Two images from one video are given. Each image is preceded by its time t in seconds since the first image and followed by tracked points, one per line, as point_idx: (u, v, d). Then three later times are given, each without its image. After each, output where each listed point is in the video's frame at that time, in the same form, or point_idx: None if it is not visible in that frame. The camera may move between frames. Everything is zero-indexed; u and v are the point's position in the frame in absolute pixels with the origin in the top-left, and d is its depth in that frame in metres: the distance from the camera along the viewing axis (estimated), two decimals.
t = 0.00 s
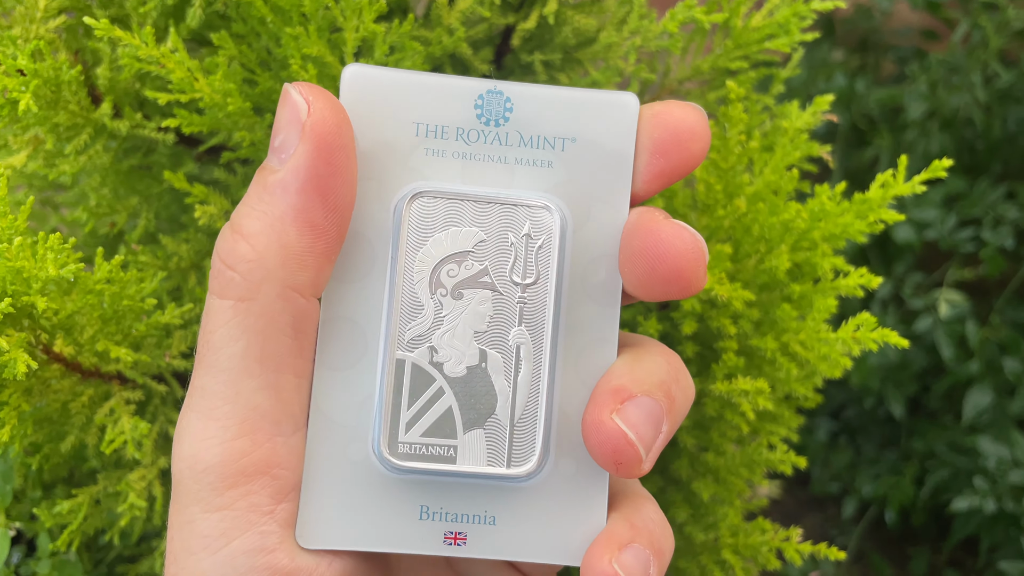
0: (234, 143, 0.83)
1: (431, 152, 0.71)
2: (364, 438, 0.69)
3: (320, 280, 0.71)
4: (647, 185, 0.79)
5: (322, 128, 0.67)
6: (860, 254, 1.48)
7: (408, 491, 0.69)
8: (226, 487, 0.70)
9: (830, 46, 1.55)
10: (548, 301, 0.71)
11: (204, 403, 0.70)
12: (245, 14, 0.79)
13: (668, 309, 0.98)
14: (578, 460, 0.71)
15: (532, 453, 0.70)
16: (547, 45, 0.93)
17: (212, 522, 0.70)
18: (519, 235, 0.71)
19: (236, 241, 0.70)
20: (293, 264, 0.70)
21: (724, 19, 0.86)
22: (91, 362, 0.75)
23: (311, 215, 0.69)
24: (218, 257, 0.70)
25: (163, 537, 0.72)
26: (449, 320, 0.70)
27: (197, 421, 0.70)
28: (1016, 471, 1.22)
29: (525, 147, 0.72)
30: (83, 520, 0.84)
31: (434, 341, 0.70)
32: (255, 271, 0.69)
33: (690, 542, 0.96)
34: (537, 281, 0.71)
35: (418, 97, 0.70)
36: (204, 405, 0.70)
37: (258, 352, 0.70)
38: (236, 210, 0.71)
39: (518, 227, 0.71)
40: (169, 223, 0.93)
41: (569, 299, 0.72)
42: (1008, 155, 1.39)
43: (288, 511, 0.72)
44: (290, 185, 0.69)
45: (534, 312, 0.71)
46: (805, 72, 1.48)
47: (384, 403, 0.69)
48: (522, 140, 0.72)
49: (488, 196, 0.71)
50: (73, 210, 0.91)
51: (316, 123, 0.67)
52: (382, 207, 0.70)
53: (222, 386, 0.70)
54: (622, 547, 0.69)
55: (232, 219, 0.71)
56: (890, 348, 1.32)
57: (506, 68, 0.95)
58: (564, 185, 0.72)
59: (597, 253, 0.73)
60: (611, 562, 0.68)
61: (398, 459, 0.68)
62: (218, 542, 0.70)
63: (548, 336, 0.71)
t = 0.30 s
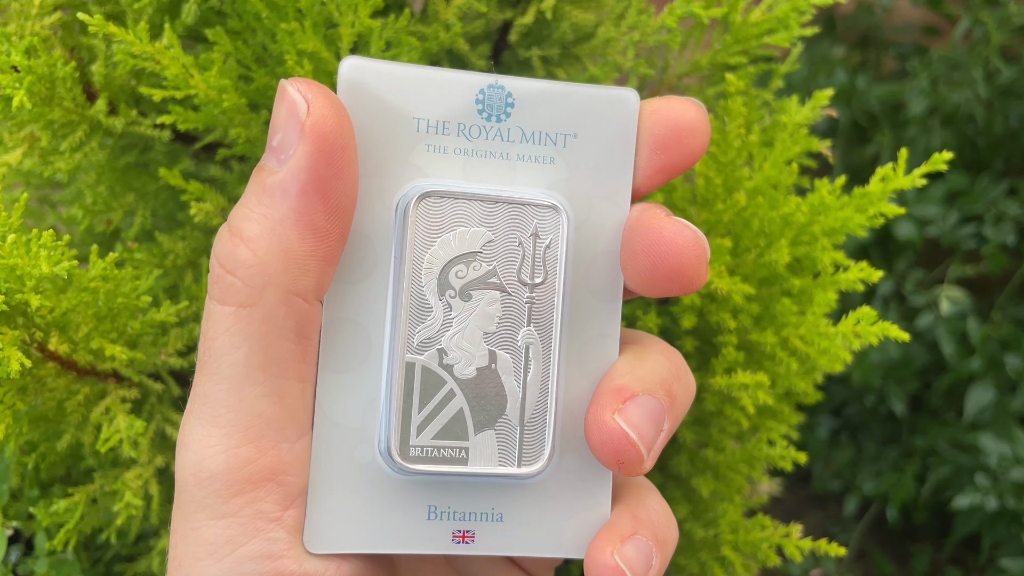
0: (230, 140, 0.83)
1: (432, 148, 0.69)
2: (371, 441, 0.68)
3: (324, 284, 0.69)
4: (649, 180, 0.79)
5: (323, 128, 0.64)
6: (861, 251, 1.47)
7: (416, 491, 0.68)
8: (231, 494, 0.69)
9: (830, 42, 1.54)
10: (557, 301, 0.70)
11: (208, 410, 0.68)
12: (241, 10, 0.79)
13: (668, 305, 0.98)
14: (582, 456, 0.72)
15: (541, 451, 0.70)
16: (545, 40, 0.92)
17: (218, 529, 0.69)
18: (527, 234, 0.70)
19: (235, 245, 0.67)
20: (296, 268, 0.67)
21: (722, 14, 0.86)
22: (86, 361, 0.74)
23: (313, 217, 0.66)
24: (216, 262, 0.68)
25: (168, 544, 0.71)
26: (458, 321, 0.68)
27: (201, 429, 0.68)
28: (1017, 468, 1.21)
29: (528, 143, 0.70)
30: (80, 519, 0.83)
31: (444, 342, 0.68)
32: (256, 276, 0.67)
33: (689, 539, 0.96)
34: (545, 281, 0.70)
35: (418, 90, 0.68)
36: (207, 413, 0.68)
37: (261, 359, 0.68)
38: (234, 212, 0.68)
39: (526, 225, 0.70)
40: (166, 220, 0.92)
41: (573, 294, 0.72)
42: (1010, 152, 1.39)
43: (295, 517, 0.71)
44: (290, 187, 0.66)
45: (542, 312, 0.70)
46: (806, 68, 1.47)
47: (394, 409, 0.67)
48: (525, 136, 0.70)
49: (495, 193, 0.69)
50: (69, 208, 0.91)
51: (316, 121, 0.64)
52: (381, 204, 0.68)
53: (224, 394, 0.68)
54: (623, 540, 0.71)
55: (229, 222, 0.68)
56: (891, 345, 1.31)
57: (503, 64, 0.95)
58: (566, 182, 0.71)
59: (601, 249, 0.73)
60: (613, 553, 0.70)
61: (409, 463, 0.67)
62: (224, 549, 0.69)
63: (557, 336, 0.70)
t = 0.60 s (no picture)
0: (227, 139, 0.82)
1: (436, 146, 0.68)
2: (378, 439, 0.67)
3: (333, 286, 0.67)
4: (643, 178, 0.79)
5: (332, 127, 0.63)
6: (861, 249, 1.47)
7: (422, 487, 0.68)
8: (241, 496, 0.68)
9: (831, 40, 1.54)
10: (562, 297, 0.70)
11: (216, 412, 0.67)
12: (238, 8, 0.79)
13: (667, 304, 0.98)
14: (582, 448, 0.73)
15: (548, 445, 0.70)
16: (544, 38, 0.92)
17: (228, 531, 0.68)
18: (534, 232, 0.69)
19: (242, 246, 0.65)
20: (305, 269, 0.65)
21: (722, 12, 0.85)
22: (84, 360, 0.74)
23: (324, 218, 0.64)
24: (221, 263, 0.66)
25: (172, 546, 0.70)
26: (467, 319, 0.68)
27: (209, 431, 0.67)
28: (1018, 467, 1.21)
29: (528, 141, 0.71)
30: (78, 518, 0.83)
31: (453, 341, 0.67)
32: (264, 278, 0.65)
33: (689, 538, 0.96)
34: (551, 278, 0.70)
35: (423, 87, 0.67)
36: (215, 415, 0.67)
37: (270, 361, 0.67)
38: (238, 211, 0.66)
39: (534, 222, 0.69)
40: (164, 219, 0.92)
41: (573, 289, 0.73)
42: (1010, 150, 1.39)
43: (305, 518, 0.71)
44: (299, 186, 0.64)
45: (549, 308, 0.70)
46: (806, 66, 1.47)
47: (405, 409, 0.66)
48: (525, 134, 0.70)
49: (501, 191, 0.69)
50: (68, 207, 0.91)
51: (326, 119, 0.63)
52: (384, 202, 0.67)
53: (233, 396, 0.67)
54: (622, 527, 0.73)
55: (234, 222, 0.66)
56: (892, 343, 1.31)
57: (502, 62, 0.95)
58: (565, 180, 0.72)
59: (600, 245, 0.74)
60: (611, 541, 0.72)
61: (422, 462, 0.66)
62: (233, 550, 0.68)
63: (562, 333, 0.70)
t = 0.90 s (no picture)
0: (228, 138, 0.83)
1: (455, 148, 0.67)
2: (397, 442, 0.67)
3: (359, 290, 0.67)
4: (650, 182, 0.81)
5: (364, 131, 0.62)
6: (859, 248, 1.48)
7: (438, 488, 0.68)
8: (264, 501, 0.69)
9: (829, 40, 1.55)
10: (579, 299, 0.71)
11: (240, 417, 0.67)
12: (240, 8, 0.79)
13: (665, 302, 0.98)
14: (590, 445, 0.75)
15: (565, 446, 0.71)
16: (544, 38, 0.93)
17: (248, 536, 0.68)
18: (552, 236, 0.69)
19: (271, 251, 0.64)
20: (334, 275, 0.65)
21: (720, 11, 0.86)
22: (87, 357, 0.75)
23: (355, 223, 0.64)
24: (247, 267, 0.65)
25: (184, 550, 0.69)
26: (489, 321, 0.67)
27: (232, 436, 0.67)
28: (1016, 464, 1.21)
29: (544, 144, 0.71)
30: (81, 515, 0.84)
31: (475, 343, 0.67)
32: (294, 283, 0.64)
33: (687, 534, 0.96)
34: (568, 281, 0.71)
35: (445, 88, 0.66)
36: (239, 420, 0.67)
37: (296, 366, 0.67)
38: (262, 213, 0.65)
39: (555, 226, 0.69)
40: (166, 218, 0.93)
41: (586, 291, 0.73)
42: (1009, 148, 1.39)
43: (325, 522, 0.72)
44: (330, 191, 0.64)
45: (567, 311, 0.71)
46: (805, 66, 1.47)
47: (430, 411, 0.65)
48: (541, 137, 0.70)
49: (519, 193, 0.69)
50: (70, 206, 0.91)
51: (358, 123, 0.62)
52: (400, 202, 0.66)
53: (258, 402, 0.66)
54: (630, 522, 0.76)
55: (260, 225, 0.64)
56: (890, 341, 1.32)
57: (502, 62, 0.95)
58: (578, 182, 0.72)
59: (610, 246, 0.74)
60: (621, 536, 0.75)
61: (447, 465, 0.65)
62: (253, 555, 0.69)
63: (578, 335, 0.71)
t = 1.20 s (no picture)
0: (227, 139, 0.83)
1: (470, 151, 0.66)
2: (415, 446, 0.67)
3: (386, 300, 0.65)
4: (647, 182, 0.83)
5: (394, 142, 0.59)
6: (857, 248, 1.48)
7: (453, 490, 0.68)
8: (288, 513, 0.68)
9: (826, 41, 1.56)
10: (590, 300, 0.72)
11: (265, 430, 0.65)
12: (239, 9, 0.80)
13: (662, 301, 0.99)
14: (592, 439, 0.76)
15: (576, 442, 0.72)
16: (541, 39, 0.93)
17: (272, 546, 0.68)
18: (568, 239, 0.70)
19: (298, 264, 0.61)
20: (363, 288, 0.62)
21: (716, 13, 0.86)
22: (87, 357, 0.75)
23: (384, 235, 0.61)
24: (272, 279, 0.62)
25: (197, 559, 0.68)
26: (508, 325, 0.67)
27: (257, 450, 0.66)
28: (1012, 464, 1.21)
29: (552, 146, 0.71)
30: (80, 514, 0.84)
31: (495, 347, 0.67)
32: (324, 297, 0.61)
33: (684, 532, 0.97)
34: (581, 284, 0.71)
35: (461, 91, 0.65)
36: (265, 432, 0.65)
37: (323, 379, 0.65)
38: (286, 222, 0.62)
39: (570, 229, 0.69)
40: (165, 218, 0.93)
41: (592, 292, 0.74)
42: (1005, 149, 1.40)
43: (348, 530, 0.73)
44: (358, 203, 0.60)
45: (579, 312, 0.71)
46: (801, 67, 1.48)
47: (454, 417, 0.65)
48: (550, 139, 0.70)
49: (532, 197, 0.69)
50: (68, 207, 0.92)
51: (387, 134, 0.59)
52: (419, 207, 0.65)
53: (284, 415, 0.65)
54: (632, 509, 0.79)
55: (284, 235, 0.61)
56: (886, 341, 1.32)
57: (499, 62, 0.96)
58: (582, 184, 0.73)
59: (612, 244, 0.75)
60: (624, 523, 0.78)
61: (470, 469, 0.65)
62: (276, 565, 0.69)
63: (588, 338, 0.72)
